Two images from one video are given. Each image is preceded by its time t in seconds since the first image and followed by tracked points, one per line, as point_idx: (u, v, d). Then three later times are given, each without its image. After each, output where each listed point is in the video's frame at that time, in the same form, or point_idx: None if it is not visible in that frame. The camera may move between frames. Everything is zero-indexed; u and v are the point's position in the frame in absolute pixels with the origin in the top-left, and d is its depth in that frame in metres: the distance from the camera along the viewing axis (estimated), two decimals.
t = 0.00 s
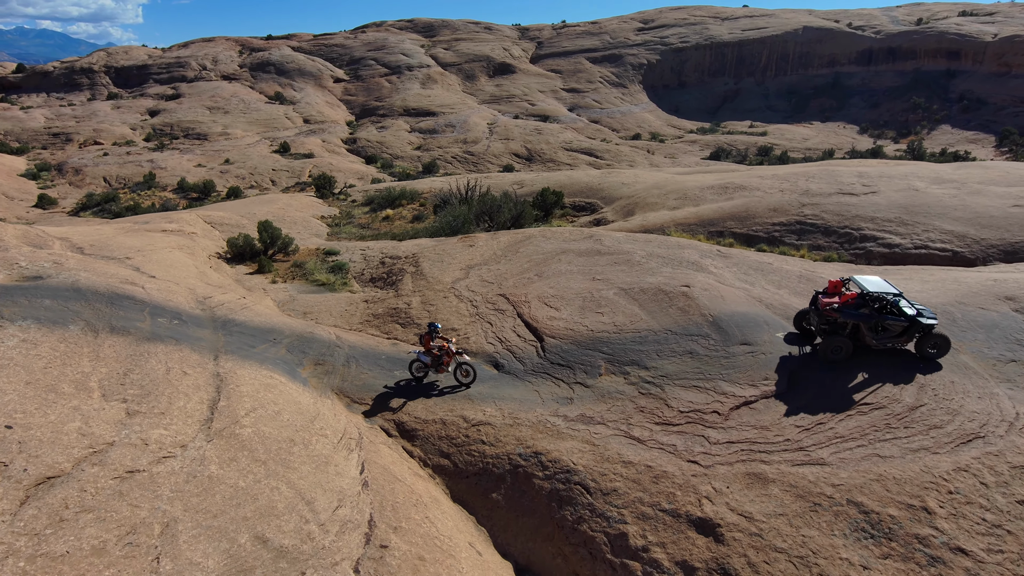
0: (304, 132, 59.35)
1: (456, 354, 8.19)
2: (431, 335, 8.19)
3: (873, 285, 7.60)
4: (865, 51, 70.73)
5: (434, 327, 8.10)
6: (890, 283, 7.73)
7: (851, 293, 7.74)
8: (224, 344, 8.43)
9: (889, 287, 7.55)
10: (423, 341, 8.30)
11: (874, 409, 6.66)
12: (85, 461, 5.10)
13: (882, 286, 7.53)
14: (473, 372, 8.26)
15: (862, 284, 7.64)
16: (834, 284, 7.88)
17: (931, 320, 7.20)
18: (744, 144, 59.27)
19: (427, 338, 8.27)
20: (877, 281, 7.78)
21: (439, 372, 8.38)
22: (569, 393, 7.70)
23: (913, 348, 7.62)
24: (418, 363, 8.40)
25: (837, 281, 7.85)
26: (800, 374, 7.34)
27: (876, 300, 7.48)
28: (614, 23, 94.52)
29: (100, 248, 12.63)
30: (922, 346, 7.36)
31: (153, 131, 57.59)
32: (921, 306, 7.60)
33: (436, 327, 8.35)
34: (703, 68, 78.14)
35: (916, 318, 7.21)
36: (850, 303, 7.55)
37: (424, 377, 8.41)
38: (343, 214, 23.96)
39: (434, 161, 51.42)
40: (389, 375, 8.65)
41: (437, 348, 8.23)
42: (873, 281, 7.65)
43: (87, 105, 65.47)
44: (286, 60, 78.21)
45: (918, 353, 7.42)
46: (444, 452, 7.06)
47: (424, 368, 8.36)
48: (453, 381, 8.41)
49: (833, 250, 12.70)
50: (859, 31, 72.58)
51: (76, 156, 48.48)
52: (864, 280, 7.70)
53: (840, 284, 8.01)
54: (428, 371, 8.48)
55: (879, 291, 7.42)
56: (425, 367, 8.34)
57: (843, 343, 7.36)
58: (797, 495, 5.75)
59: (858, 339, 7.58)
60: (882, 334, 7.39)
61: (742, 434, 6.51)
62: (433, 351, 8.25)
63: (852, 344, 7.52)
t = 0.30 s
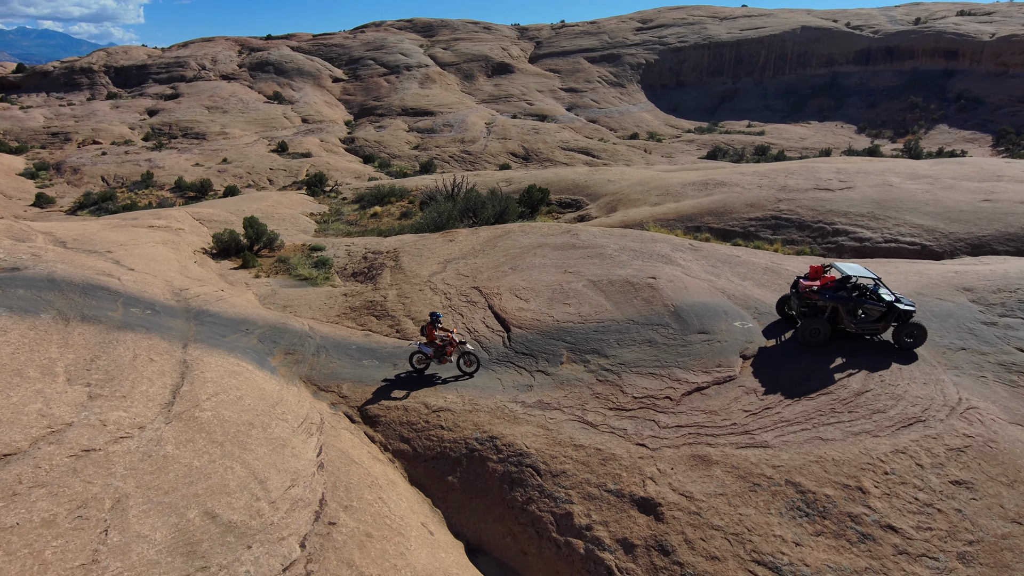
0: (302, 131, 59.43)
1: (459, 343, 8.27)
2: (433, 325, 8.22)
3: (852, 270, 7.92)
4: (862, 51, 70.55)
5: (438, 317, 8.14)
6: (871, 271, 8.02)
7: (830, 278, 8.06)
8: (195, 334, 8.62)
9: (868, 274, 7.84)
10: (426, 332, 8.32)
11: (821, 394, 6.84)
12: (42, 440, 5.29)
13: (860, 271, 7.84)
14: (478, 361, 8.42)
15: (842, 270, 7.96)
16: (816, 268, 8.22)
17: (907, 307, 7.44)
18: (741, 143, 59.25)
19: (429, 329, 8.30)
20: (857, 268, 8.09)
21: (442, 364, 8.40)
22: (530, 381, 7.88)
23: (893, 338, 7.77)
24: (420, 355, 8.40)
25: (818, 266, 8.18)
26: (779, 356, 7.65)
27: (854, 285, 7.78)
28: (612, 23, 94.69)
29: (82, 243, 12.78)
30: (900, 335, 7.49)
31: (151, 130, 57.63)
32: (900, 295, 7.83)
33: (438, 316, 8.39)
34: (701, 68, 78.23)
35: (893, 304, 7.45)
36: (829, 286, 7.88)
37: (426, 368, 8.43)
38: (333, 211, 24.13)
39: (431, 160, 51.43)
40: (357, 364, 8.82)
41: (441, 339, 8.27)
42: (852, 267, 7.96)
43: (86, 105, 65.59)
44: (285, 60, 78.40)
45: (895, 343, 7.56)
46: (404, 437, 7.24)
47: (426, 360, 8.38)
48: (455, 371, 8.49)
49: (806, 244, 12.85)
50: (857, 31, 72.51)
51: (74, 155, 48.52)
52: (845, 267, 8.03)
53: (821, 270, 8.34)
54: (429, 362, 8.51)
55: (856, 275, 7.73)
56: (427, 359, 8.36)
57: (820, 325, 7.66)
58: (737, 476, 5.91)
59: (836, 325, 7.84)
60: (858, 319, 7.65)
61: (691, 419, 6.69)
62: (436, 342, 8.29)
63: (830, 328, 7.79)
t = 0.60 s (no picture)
0: (300, 131, 59.60)
1: (463, 333, 8.32)
2: (436, 317, 8.27)
3: (832, 262, 8.07)
4: (861, 50, 70.55)
5: (440, 308, 8.20)
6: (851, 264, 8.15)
7: (810, 269, 8.24)
8: (168, 324, 8.84)
9: (848, 266, 7.99)
10: (430, 324, 8.37)
11: (766, 380, 7.09)
12: (5, 420, 5.50)
13: (839, 263, 7.99)
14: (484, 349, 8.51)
15: (821, 262, 8.13)
16: (797, 259, 8.39)
17: (884, 299, 7.55)
18: (739, 143, 58.94)
19: (433, 320, 8.36)
20: (837, 260, 8.24)
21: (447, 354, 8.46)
22: (491, 369, 8.12)
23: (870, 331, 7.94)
24: (425, 347, 8.43)
25: (799, 257, 8.34)
26: (755, 343, 7.91)
27: (832, 276, 7.95)
28: (611, 23, 94.78)
29: (66, 238, 12.98)
30: (875, 329, 7.67)
31: (150, 130, 57.79)
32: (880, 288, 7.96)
33: (440, 309, 8.44)
34: (699, 68, 78.28)
35: (870, 297, 7.61)
36: (807, 277, 8.06)
37: (432, 359, 8.46)
38: (322, 209, 24.34)
39: (428, 160, 51.52)
40: (326, 354, 9.04)
41: (445, 330, 8.32)
42: (833, 260, 8.12)
43: (86, 105, 65.81)
44: (284, 60, 78.62)
45: (871, 336, 7.72)
46: (365, 423, 7.45)
47: (432, 352, 8.42)
48: (461, 361, 8.54)
49: (778, 240, 13.06)
50: (855, 31, 72.56)
51: (73, 155, 48.63)
52: (825, 259, 8.21)
53: (803, 261, 8.50)
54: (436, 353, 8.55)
55: (834, 268, 7.90)
56: (432, 351, 8.39)
57: (796, 315, 7.88)
58: (677, 458, 6.13)
59: (814, 316, 8.06)
60: (835, 310, 7.84)
61: (639, 404, 6.91)
62: (440, 333, 8.32)
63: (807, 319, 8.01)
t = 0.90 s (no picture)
0: (298, 131, 59.79)
1: (467, 320, 8.40)
2: (440, 306, 8.31)
3: (810, 258, 8.33)
4: (858, 50, 70.74)
5: (444, 298, 8.26)
6: (828, 260, 8.43)
7: (788, 264, 8.50)
8: (141, 315, 9.09)
9: (825, 262, 8.25)
10: (434, 313, 8.41)
11: (714, 368, 7.34)
12: None
13: (816, 259, 8.26)
14: (489, 331, 8.66)
15: (799, 257, 8.39)
16: (776, 256, 8.65)
17: (861, 295, 7.84)
18: (736, 143, 59.02)
19: (437, 309, 8.41)
20: (815, 256, 8.50)
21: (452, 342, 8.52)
22: (452, 359, 8.38)
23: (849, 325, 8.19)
24: (432, 337, 8.45)
25: (777, 253, 8.61)
26: (736, 332, 8.20)
27: (809, 271, 8.21)
28: (610, 23, 94.94)
29: (51, 234, 13.23)
30: (853, 322, 7.93)
31: (149, 130, 57.99)
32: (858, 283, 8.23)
33: (443, 298, 8.50)
34: (697, 68, 78.39)
35: (846, 291, 7.88)
36: (784, 272, 8.31)
37: (438, 349, 8.51)
38: (311, 207, 24.53)
39: (425, 159, 51.64)
40: (295, 345, 9.29)
41: (448, 318, 8.36)
42: (811, 256, 8.39)
43: (85, 105, 66.07)
44: (283, 60, 78.85)
45: (849, 329, 7.98)
46: (328, 411, 7.69)
47: (438, 340, 8.46)
48: (465, 347, 8.65)
49: (749, 236, 13.29)
50: (853, 31, 72.73)
51: (71, 155, 48.79)
52: (804, 255, 8.46)
53: (782, 257, 8.76)
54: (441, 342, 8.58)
55: (811, 263, 8.17)
56: (438, 341, 8.42)
57: (774, 308, 8.16)
58: (620, 441, 6.36)
59: (793, 309, 8.32)
60: (813, 304, 8.11)
61: (589, 391, 7.17)
62: (445, 321, 8.36)
63: (786, 312, 8.28)
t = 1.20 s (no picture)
0: (296, 131, 59.98)
1: (471, 309, 8.54)
2: (443, 293, 8.49)
3: (786, 254, 8.51)
4: (855, 51, 70.94)
5: (447, 286, 8.44)
6: (804, 254, 8.61)
7: (765, 261, 8.65)
8: (115, 309, 9.30)
9: (802, 257, 8.44)
10: (436, 301, 8.56)
11: (665, 359, 7.57)
12: None
13: (793, 255, 8.44)
14: (489, 320, 8.80)
15: (776, 253, 8.55)
16: (754, 253, 8.78)
17: (839, 287, 8.07)
18: (732, 143, 59.17)
19: (439, 298, 8.55)
20: (791, 251, 8.68)
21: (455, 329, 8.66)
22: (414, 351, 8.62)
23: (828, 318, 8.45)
24: (433, 325, 8.56)
25: (755, 249, 8.76)
26: (718, 328, 8.37)
27: (787, 267, 8.40)
28: (608, 24, 95.10)
29: (34, 231, 13.42)
30: (833, 315, 8.18)
31: (147, 131, 58.19)
32: (835, 277, 8.45)
33: (444, 287, 8.65)
34: (695, 68, 78.54)
35: (825, 285, 8.10)
36: (762, 269, 8.47)
37: (439, 338, 8.63)
38: (300, 206, 24.74)
39: (422, 160, 51.79)
40: (266, 338, 9.52)
41: (452, 306, 8.51)
42: (788, 251, 8.55)
43: (84, 105, 66.29)
44: (282, 60, 79.10)
45: (829, 323, 8.24)
46: (291, 401, 7.92)
47: (440, 329, 8.58)
48: (466, 336, 8.80)
49: (722, 233, 13.50)
50: (850, 31, 72.88)
51: (69, 155, 48.95)
52: (780, 250, 8.60)
53: (759, 253, 8.91)
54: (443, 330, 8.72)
55: (788, 259, 8.35)
56: (440, 329, 8.53)
57: (755, 305, 8.32)
58: (567, 429, 6.58)
59: (773, 304, 8.50)
60: (792, 299, 8.29)
61: (542, 381, 7.39)
62: (449, 310, 8.51)
63: (766, 307, 8.47)
